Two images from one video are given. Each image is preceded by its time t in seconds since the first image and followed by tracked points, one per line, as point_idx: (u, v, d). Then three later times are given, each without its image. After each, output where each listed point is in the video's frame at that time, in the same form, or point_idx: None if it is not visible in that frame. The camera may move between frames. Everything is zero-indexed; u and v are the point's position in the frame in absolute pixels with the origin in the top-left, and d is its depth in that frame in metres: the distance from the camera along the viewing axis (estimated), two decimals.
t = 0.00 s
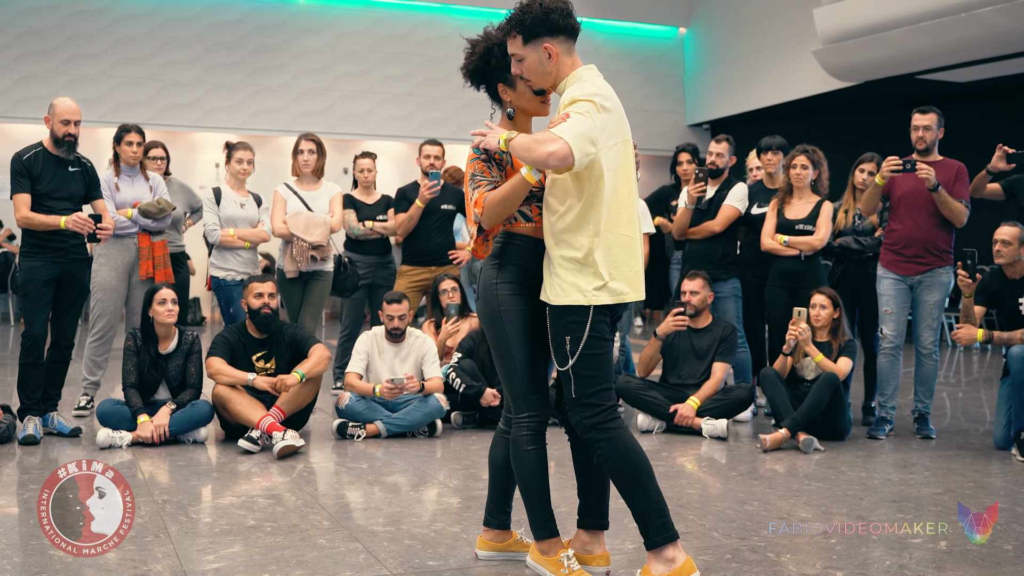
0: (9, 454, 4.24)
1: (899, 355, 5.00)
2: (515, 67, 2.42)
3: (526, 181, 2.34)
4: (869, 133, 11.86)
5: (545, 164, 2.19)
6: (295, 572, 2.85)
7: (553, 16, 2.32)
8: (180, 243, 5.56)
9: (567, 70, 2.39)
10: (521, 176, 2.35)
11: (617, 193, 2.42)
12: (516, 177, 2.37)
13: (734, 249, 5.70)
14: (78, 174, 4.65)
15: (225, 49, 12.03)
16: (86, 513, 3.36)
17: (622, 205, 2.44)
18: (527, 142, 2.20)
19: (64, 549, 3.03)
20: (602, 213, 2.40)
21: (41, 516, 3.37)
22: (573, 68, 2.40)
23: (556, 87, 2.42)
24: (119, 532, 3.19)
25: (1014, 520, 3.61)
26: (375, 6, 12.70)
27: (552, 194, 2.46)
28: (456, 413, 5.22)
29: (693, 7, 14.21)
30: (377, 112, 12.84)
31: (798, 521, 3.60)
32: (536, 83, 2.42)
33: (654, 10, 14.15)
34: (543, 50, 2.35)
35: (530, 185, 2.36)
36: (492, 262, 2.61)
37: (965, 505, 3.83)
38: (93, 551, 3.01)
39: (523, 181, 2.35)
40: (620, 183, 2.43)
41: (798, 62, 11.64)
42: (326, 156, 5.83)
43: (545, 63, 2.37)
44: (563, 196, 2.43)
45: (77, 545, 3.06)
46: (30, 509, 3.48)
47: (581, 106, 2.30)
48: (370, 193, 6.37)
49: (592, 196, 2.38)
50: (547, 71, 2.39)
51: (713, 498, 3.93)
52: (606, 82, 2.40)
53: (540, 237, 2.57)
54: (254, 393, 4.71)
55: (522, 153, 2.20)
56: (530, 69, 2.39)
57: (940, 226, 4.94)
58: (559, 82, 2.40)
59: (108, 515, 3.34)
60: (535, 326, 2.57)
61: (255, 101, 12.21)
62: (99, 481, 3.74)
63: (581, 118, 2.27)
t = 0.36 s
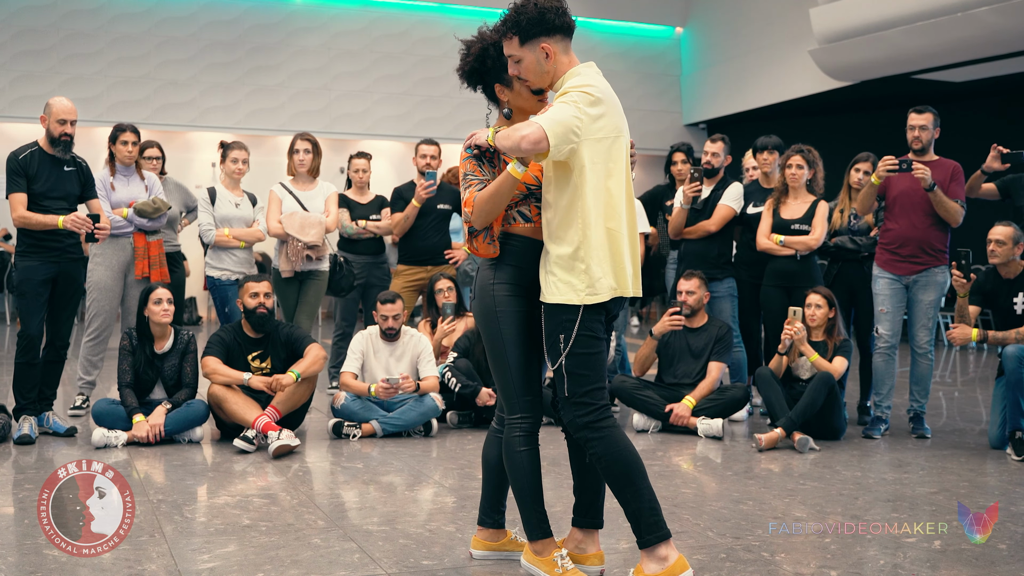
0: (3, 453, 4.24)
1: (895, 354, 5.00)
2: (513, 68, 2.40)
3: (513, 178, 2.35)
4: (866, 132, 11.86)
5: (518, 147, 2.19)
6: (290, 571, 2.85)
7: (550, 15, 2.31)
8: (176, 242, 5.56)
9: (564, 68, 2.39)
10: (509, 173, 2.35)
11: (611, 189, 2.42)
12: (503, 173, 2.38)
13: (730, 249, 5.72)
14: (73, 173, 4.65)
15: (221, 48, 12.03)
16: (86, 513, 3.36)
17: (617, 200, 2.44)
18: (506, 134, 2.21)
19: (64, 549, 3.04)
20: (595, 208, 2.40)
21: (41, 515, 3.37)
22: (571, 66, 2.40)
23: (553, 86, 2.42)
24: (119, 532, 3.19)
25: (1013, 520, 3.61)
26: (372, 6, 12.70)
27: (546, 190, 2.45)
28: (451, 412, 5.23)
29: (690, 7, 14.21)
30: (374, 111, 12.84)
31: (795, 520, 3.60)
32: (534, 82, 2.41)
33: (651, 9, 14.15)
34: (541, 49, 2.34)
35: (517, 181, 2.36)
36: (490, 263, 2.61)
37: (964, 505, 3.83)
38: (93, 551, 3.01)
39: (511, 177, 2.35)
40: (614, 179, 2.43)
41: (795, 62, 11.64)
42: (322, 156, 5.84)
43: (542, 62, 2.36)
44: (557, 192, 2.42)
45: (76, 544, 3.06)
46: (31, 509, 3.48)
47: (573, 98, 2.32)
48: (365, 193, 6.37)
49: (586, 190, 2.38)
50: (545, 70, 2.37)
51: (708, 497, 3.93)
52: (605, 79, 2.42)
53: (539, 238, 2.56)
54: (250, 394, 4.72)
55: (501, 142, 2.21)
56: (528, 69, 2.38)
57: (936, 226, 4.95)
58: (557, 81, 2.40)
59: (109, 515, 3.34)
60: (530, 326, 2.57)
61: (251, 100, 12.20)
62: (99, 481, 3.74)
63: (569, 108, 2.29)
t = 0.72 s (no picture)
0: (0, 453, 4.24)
1: (891, 354, 5.01)
2: (509, 57, 2.40)
3: (518, 176, 2.35)
4: (862, 131, 11.87)
5: (521, 150, 2.20)
6: (286, 571, 2.85)
7: (544, 2, 2.31)
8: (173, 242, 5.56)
9: (561, 54, 2.38)
10: (512, 173, 2.35)
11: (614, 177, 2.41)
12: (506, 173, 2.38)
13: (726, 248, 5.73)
14: (69, 173, 4.64)
15: (218, 48, 12.02)
16: (86, 513, 3.35)
17: (621, 188, 2.43)
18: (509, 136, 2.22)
19: (64, 549, 3.03)
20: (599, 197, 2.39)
21: (40, 515, 3.37)
22: (567, 53, 2.40)
23: (552, 73, 2.41)
24: (118, 532, 3.18)
25: (1013, 519, 3.61)
26: (369, 5, 12.69)
27: (546, 179, 2.44)
28: (448, 412, 5.24)
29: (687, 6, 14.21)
30: (371, 111, 12.85)
31: (792, 520, 3.60)
32: (531, 72, 2.40)
33: (648, 9, 14.16)
34: (537, 36, 2.34)
35: (522, 181, 2.36)
36: (488, 263, 2.60)
37: (964, 505, 3.83)
38: (92, 551, 3.01)
39: (514, 177, 2.35)
40: (617, 167, 2.42)
41: (792, 62, 11.64)
42: (319, 155, 5.84)
43: (539, 51, 2.36)
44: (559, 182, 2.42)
45: (76, 544, 3.06)
46: (31, 509, 3.47)
47: (573, 91, 2.30)
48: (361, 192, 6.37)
49: (590, 180, 2.37)
50: (541, 58, 2.37)
51: (705, 497, 3.94)
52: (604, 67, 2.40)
53: (539, 237, 2.57)
54: (246, 393, 4.72)
55: (505, 144, 2.23)
56: (523, 58, 2.38)
57: (932, 225, 4.96)
58: (554, 68, 2.39)
59: (109, 515, 3.34)
60: (527, 324, 2.58)
61: (247, 99, 12.20)
62: (99, 481, 3.74)
63: (569, 103, 2.27)
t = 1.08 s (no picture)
0: None
1: (888, 354, 5.02)
2: (521, 79, 2.38)
3: (516, 181, 2.35)
4: (859, 132, 11.89)
5: (514, 154, 2.23)
6: (283, 570, 2.85)
7: (552, 21, 2.29)
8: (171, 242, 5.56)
9: (573, 74, 2.35)
10: (511, 175, 2.36)
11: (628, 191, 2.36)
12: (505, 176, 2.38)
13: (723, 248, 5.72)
14: (67, 173, 4.65)
15: (215, 47, 12.01)
16: (86, 513, 3.35)
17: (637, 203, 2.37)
18: (505, 140, 2.26)
19: (65, 549, 3.03)
20: (612, 212, 2.35)
21: (40, 516, 3.37)
22: (578, 73, 2.36)
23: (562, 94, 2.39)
24: (118, 532, 3.18)
25: (1012, 519, 3.62)
26: (367, 5, 12.69)
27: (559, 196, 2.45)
28: (445, 412, 5.24)
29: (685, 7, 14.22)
30: (369, 111, 12.84)
31: (790, 519, 3.61)
32: (543, 92, 2.38)
33: (646, 9, 14.16)
34: (547, 57, 2.32)
35: (519, 184, 2.36)
36: (485, 264, 2.61)
37: (964, 505, 3.83)
38: (92, 551, 3.01)
39: (512, 179, 2.35)
40: (631, 181, 2.36)
41: (789, 62, 11.65)
42: (316, 155, 5.84)
43: (549, 71, 2.33)
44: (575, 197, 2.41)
45: (76, 544, 3.06)
46: (31, 509, 3.47)
47: (578, 102, 2.29)
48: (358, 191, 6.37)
49: (602, 194, 2.34)
50: (552, 79, 2.35)
51: (701, 496, 3.95)
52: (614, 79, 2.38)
53: (535, 237, 2.57)
54: (244, 393, 4.72)
55: (501, 146, 2.27)
56: (535, 79, 2.36)
57: (929, 225, 4.97)
58: (566, 89, 2.36)
59: (109, 515, 3.33)
60: (524, 325, 2.58)
61: (245, 99, 12.19)
62: (99, 481, 3.74)
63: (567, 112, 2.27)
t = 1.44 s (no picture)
0: None
1: (885, 353, 5.02)
2: (516, 95, 2.38)
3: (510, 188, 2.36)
4: (856, 131, 11.90)
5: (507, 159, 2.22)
6: (279, 570, 2.85)
7: (550, 41, 2.29)
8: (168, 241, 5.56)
9: (565, 95, 2.37)
10: (504, 182, 2.37)
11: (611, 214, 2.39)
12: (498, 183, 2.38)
13: (720, 248, 5.73)
14: (63, 173, 4.64)
15: (212, 47, 12.01)
16: (87, 513, 3.35)
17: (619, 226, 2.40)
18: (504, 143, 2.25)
19: (65, 549, 3.03)
20: (595, 231, 2.37)
21: (41, 516, 3.36)
22: (573, 93, 2.37)
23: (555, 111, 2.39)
24: (119, 532, 3.18)
25: (1008, 518, 3.62)
26: (364, 4, 12.69)
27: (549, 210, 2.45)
28: (442, 411, 5.24)
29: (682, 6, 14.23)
30: (367, 110, 12.84)
31: (787, 519, 3.61)
32: (537, 110, 2.38)
33: (643, 9, 14.17)
34: (543, 76, 2.31)
35: (511, 191, 2.37)
36: (481, 265, 2.62)
37: (963, 505, 3.82)
38: (92, 551, 3.00)
39: (506, 186, 2.36)
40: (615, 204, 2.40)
41: (786, 61, 11.66)
42: (314, 155, 5.85)
43: (544, 89, 2.33)
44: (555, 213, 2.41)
45: (77, 544, 3.06)
46: (30, 509, 3.48)
47: (577, 118, 2.31)
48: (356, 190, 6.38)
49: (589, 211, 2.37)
50: (547, 97, 2.35)
51: (698, 496, 3.95)
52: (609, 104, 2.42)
53: (533, 239, 2.55)
54: (241, 393, 4.73)
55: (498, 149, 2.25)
56: (529, 97, 2.35)
57: (926, 225, 4.97)
58: (560, 108, 2.37)
59: (109, 515, 3.33)
60: (521, 326, 2.58)
61: (242, 99, 12.19)
62: (99, 481, 3.74)
63: (569, 126, 2.28)
